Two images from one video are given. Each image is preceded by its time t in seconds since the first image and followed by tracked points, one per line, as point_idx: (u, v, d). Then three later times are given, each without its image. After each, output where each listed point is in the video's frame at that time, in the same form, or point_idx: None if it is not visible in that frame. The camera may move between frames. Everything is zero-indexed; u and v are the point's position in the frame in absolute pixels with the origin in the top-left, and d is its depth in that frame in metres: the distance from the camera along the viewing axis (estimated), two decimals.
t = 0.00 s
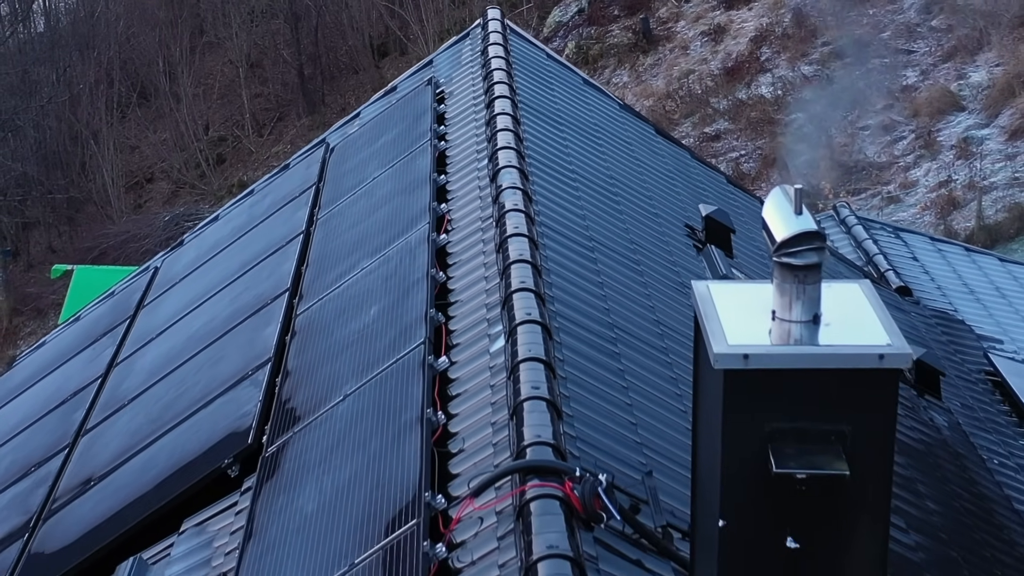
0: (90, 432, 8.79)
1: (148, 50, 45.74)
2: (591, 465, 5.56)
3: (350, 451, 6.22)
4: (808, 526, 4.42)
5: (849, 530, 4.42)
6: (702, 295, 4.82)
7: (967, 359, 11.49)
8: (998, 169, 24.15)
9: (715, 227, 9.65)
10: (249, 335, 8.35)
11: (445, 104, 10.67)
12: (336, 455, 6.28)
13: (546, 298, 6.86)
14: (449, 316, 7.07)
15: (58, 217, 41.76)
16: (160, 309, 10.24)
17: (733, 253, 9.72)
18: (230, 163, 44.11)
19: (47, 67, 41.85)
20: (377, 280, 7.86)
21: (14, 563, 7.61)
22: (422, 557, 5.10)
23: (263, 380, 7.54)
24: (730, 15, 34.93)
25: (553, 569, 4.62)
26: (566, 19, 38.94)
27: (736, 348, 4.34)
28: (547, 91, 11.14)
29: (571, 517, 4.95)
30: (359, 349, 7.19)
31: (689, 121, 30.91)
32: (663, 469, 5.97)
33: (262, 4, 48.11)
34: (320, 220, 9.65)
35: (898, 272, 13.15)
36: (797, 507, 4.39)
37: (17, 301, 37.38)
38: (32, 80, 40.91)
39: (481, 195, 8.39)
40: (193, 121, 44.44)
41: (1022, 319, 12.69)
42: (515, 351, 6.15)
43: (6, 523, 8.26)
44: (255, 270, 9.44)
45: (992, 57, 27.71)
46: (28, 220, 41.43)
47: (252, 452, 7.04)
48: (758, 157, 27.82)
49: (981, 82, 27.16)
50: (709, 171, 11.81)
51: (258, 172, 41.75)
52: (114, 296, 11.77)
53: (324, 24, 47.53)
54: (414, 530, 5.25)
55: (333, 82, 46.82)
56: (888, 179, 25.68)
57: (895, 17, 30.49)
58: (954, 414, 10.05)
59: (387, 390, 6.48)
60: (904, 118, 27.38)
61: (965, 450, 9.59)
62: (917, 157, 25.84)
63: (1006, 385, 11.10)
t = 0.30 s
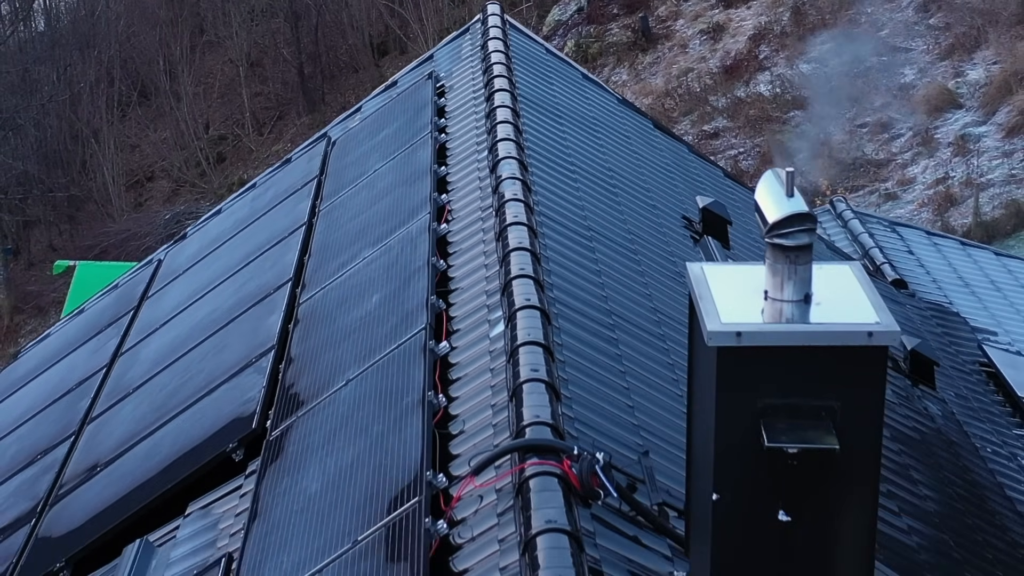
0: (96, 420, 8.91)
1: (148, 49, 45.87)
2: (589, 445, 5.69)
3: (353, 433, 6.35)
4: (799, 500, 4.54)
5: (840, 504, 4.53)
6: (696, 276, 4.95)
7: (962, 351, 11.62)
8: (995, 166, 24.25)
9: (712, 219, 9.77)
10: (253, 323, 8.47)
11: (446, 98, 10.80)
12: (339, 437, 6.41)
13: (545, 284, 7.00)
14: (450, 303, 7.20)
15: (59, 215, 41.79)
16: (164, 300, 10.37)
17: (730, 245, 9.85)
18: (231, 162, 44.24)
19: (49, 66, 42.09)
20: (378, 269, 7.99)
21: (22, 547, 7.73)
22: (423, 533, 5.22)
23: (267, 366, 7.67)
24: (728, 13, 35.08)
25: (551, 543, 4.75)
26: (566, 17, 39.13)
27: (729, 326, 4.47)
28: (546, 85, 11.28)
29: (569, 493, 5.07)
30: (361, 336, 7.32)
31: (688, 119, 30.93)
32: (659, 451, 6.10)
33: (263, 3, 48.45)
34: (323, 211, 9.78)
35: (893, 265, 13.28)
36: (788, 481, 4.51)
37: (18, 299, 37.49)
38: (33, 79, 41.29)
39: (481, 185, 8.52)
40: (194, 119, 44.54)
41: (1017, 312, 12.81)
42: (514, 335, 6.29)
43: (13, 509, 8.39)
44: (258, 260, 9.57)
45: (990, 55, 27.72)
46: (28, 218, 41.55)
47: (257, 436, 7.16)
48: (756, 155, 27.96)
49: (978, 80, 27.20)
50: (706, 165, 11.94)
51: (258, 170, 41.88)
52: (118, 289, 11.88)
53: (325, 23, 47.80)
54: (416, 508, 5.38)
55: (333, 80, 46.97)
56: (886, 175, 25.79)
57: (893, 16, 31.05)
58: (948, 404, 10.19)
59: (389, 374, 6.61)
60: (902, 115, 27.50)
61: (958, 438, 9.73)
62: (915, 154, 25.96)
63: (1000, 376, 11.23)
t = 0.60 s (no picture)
0: (102, 407, 9.05)
1: (148, 48, 46.01)
2: (586, 424, 5.83)
3: (355, 414, 6.49)
4: (789, 471, 4.69)
5: (829, 477, 4.68)
6: (690, 256, 5.10)
7: (956, 341, 11.76)
8: (992, 162, 24.36)
9: (708, 210, 9.92)
10: (257, 311, 8.61)
11: (447, 91, 10.94)
12: (343, 418, 6.55)
13: (543, 270, 7.14)
14: (450, 289, 7.34)
15: (60, 213, 42.15)
16: (169, 290, 10.51)
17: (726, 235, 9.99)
18: (231, 160, 44.34)
19: (50, 65, 42.18)
20: (380, 256, 8.13)
21: (30, 530, 7.87)
22: (425, 507, 5.36)
23: (271, 351, 7.82)
24: (727, 11, 35.20)
25: (550, 515, 4.88)
26: (565, 16, 39.27)
27: (722, 303, 4.61)
28: (546, 79, 11.43)
29: (567, 469, 5.20)
30: (363, 322, 7.45)
31: (687, 117, 31.05)
32: (656, 431, 6.24)
33: (263, 2, 48.77)
34: (325, 202, 9.92)
35: (888, 257, 13.42)
36: (779, 455, 4.66)
37: (20, 297, 37.59)
38: (35, 78, 41.36)
39: (481, 175, 8.67)
40: (195, 118, 44.60)
41: (1012, 305, 12.94)
42: (513, 318, 6.43)
43: (21, 493, 8.54)
44: (262, 250, 9.71)
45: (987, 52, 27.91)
46: (30, 217, 41.68)
47: (261, 419, 7.31)
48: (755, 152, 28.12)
49: (976, 77, 27.36)
50: (704, 158, 12.07)
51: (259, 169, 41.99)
52: (122, 281, 12.01)
53: (325, 22, 48.04)
54: (418, 485, 5.52)
55: (333, 79, 47.15)
56: (884, 172, 25.95)
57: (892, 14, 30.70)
58: (941, 392, 10.33)
59: (391, 358, 6.75)
60: (899, 113, 27.66)
61: (951, 425, 9.87)
62: (913, 151, 26.10)
63: (993, 366, 11.37)
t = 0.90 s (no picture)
0: (107, 397, 9.18)
1: (149, 47, 46.10)
2: (585, 407, 5.96)
3: (358, 399, 6.62)
4: (782, 450, 4.81)
5: (821, 455, 4.81)
6: (686, 241, 5.22)
7: (951, 334, 11.89)
8: (990, 160, 24.46)
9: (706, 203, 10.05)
10: (260, 301, 8.74)
11: (447, 85, 11.07)
12: (346, 403, 6.68)
13: (543, 259, 7.26)
14: (451, 278, 7.47)
15: (61, 212, 42.77)
16: (173, 282, 10.63)
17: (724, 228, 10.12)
18: (232, 160, 44.46)
19: (50, 64, 42.30)
20: (382, 247, 8.26)
21: (37, 516, 8.01)
22: (427, 488, 5.49)
23: (275, 340, 7.94)
24: (727, 10, 35.29)
25: (549, 494, 5.00)
26: (565, 15, 39.39)
27: (716, 285, 4.73)
28: (545, 74, 11.56)
29: (566, 450, 5.32)
30: (366, 310, 7.58)
31: (686, 115, 31.18)
32: (653, 415, 6.37)
33: (263, 2, 48.96)
34: (327, 195, 10.05)
35: (885, 252, 13.54)
36: (773, 433, 4.79)
37: (21, 295, 37.70)
38: (35, 77, 41.45)
39: (481, 167, 8.80)
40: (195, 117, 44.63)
41: (1007, 299, 13.07)
42: (513, 305, 6.55)
43: (28, 481, 8.69)
44: (265, 242, 9.83)
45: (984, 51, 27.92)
46: (30, 215, 41.87)
47: (265, 406, 7.44)
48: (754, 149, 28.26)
49: (974, 75, 27.44)
50: (701, 152, 12.19)
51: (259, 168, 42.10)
52: (126, 274, 12.13)
53: (325, 22, 48.20)
54: (420, 466, 5.65)
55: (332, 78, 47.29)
56: (882, 170, 26.10)
57: (891, 14, 31.21)
58: (936, 383, 10.45)
59: (393, 344, 6.88)
60: (897, 111, 27.80)
61: (946, 415, 9.99)
62: (910, 149, 26.23)
63: (988, 358, 11.49)
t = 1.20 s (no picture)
0: (113, 386, 9.30)
1: (149, 46, 46.21)
2: (584, 391, 6.08)
3: (361, 385, 6.74)
4: (776, 429, 4.94)
5: (814, 435, 4.94)
6: (682, 227, 5.34)
7: (947, 327, 12.02)
8: (988, 157, 24.59)
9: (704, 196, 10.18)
10: (264, 291, 8.87)
11: (448, 80, 11.20)
12: (349, 389, 6.81)
13: (543, 248, 7.39)
14: (453, 267, 7.60)
15: (62, 211, 42.85)
16: (177, 275, 10.76)
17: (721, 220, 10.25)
18: (233, 158, 44.57)
19: (51, 63, 42.39)
20: (384, 238, 8.38)
21: (45, 503, 8.13)
22: (430, 468, 5.62)
23: (279, 329, 8.07)
24: (726, 9, 35.42)
25: (549, 472, 5.12)
26: (564, 14, 39.54)
27: (712, 268, 4.85)
28: (545, 69, 11.69)
29: (566, 431, 5.45)
30: (369, 299, 7.70)
31: (685, 113, 31.26)
32: (651, 399, 6.51)
33: (263, 1, 49.15)
34: (330, 188, 10.18)
35: (881, 246, 13.66)
36: (767, 412, 4.92)
37: (22, 293, 37.77)
38: (37, 76, 41.56)
39: (482, 159, 8.93)
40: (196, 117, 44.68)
41: (1002, 292, 13.20)
42: (514, 293, 6.68)
43: (35, 469, 8.82)
44: (268, 235, 9.96)
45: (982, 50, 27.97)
46: (32, 214, 41.97)
47: (270, 393, 7.56)
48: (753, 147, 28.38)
49: (972, 74, 27.47)
50: (700, 147, 12.31)
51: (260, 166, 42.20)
52: (130, 268, 12.24)
53: (325, 21, 48.38)
54: (423, 447, 5.77)
55: (333, 77, 47.48)
56: (880, 167, 26.25)
57: (888, 12, 31.16)
58: (932, 375, 10.59)
59: (396, 332, 7.01)
60: (896, 109, 27.92)
61: (941, 406, 10.12)
62: (909, 147, 26.35)
63: (983, 351, 11.61)
